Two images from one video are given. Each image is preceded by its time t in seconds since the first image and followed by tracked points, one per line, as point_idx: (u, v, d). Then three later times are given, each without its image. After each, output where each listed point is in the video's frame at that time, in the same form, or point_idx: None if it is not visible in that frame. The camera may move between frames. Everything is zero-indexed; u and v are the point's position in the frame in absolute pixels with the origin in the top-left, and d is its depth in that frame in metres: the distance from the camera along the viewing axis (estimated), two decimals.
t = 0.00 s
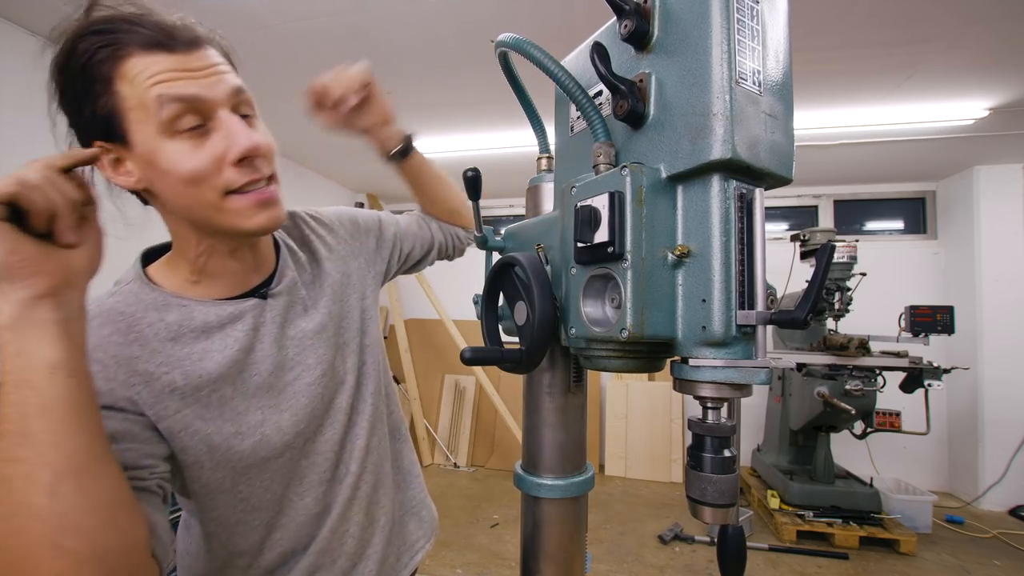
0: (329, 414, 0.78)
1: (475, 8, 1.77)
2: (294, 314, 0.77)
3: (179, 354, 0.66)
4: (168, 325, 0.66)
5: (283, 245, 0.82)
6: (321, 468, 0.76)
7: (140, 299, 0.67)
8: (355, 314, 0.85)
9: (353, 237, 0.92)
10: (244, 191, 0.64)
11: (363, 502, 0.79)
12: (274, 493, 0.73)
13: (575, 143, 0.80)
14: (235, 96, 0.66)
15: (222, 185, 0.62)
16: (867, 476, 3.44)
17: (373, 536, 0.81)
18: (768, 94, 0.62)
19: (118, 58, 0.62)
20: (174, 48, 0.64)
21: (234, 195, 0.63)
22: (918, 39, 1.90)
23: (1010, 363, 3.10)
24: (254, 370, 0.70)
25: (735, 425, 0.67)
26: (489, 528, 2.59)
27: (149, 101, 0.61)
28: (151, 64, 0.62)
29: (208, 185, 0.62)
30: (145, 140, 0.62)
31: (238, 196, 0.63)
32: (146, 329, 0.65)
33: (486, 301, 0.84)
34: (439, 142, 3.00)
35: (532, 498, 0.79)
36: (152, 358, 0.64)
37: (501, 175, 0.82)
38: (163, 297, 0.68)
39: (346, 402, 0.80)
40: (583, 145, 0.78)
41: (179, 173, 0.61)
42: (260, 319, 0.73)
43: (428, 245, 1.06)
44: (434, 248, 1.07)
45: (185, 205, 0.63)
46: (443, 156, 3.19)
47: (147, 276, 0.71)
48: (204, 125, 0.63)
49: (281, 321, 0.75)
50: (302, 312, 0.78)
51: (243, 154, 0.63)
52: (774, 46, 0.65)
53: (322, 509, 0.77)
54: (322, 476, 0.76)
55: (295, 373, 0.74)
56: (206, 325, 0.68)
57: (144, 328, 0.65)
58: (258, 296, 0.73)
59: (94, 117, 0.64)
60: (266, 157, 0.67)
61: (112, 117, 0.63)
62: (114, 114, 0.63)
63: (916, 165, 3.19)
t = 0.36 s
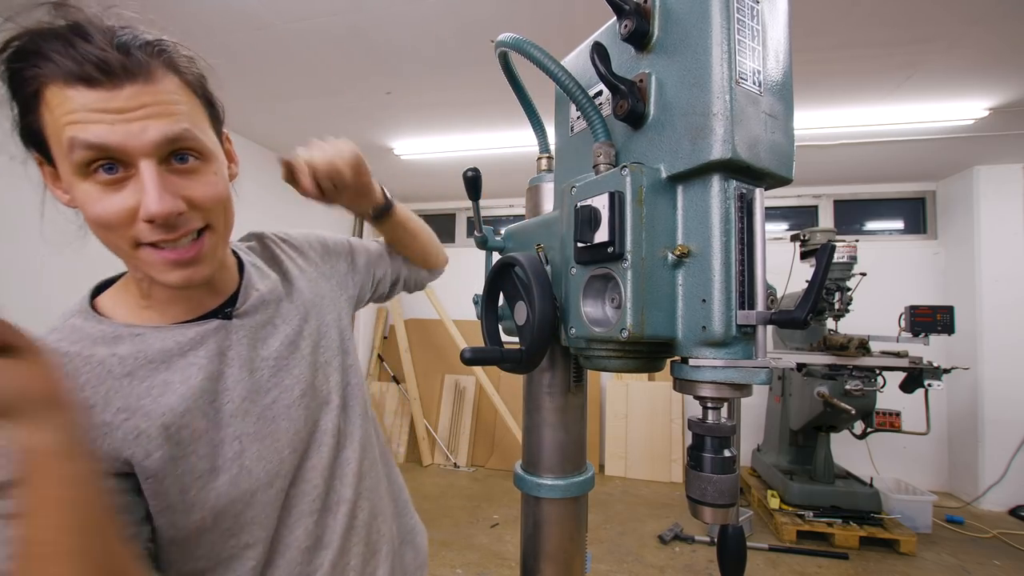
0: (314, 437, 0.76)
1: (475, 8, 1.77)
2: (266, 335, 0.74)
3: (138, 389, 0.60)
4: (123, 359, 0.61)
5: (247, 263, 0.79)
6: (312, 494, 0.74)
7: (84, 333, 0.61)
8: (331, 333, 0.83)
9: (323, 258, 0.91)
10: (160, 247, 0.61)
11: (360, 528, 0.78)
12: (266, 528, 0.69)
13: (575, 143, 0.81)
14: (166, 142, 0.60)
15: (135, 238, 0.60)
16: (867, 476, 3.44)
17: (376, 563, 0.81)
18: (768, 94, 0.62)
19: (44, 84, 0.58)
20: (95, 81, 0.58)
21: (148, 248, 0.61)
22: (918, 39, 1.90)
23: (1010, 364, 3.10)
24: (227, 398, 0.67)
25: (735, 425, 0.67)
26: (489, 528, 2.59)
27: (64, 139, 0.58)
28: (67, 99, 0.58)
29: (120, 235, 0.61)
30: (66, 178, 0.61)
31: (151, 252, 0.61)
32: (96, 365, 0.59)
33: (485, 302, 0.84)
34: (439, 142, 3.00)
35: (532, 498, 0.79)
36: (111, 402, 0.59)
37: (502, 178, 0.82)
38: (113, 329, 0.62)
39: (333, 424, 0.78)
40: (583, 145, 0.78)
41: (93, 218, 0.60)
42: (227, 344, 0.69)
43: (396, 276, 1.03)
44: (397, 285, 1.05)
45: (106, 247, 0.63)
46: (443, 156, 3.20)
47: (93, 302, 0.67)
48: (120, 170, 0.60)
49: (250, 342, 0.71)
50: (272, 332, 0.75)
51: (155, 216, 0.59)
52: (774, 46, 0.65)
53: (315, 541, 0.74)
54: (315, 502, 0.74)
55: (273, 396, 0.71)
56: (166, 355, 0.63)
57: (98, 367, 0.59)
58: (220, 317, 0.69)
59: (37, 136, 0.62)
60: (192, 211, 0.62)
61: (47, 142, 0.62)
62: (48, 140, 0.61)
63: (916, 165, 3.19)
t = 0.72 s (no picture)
0: (322, 451, 0.78)
1: (475, 8, 1.77)
2: (279, 337, 0.74)
3: (162, 399, 0.57)
4: (145, 361, 0.57)
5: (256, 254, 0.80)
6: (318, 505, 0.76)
7: (93, 322, 0.55)
8: (331, 344, 0.85)
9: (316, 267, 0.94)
10: (205, 219, 0.57)
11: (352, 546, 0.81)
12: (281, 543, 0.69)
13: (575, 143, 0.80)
14: (222, 93, 0.56)
15: (177, 205, 0.55)
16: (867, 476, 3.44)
17: None
18: (768, 94, 0.62)
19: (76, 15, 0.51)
20: (150, 17, 0.52)
21: (192, 222, 0.56)
22: (918, 39, 1.90)
23: (1010, 364, 3.10)
24: (249, 407, 0.66)
25: (735, 425, 0.67)
26: (489, 528, 2.59)
27: (99, 84, 0.51)
28: (115, 34, 0.51)
29: (159, 203, 0.54)
30: (89, 128, 0.53)
31: (196, 224, 0.56)
32: (116, 369, 0.55)
33: (486, 302, 0.84)
34: (438, 142, 3.00)
35: (532, 498, 0.79)
36: (134, 414, 0.56)
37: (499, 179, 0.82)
38: (127, 320, 0.57)
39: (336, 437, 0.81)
40: (583, 145, 0.78)
41: (125, 178, 0.53)
42: (246, 347, 0.68)
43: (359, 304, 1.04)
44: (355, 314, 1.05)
45: (130, 215, 0.56)
46: (443, 156, 3.20)
47: (88, 287, 0.60)
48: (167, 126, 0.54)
49: (267, 346, 0.71)
50: (283, 337, 0.75)
51: (209, 178, 0.54)
52: (774, 46, 0.65)
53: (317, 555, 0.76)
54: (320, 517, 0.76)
55: (290, 406, 0.72)
56: (192, 359, 0.60)
57: (116, 370, 0.55)
58: (245, 315, 0.69)
59: (45, 77, 0.54)
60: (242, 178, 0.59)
61: (64, 87, 0.54)
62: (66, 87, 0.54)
63: (916, 165, 3.19)
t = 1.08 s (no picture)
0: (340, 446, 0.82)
1: (475, 8, 1.77)
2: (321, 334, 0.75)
3: (243, 397, 0.58)
4: (230, 355, 0.56)
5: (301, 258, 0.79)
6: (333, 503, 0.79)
7: (189, 314, 0.53)
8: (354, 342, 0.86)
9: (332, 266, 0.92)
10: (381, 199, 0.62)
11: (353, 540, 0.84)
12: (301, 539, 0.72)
13: (575, 142, 0.81)
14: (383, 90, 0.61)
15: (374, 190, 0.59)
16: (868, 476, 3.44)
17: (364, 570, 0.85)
18: (768, 94, 0.62)
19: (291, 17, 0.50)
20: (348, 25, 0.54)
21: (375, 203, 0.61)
22: (917, 39, 1.90)
23: (1010, 364, 3.10)
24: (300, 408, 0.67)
25: (735, 425, 0.67)
26: (489, 528, 2.59)
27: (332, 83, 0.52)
28: (335, 38, 0.52)
29: (359, 191, 0.57)
30: (310, 124, 0.52)
31: (378, 203, 0.61)
32: (208, 363, 0.54)
33: (487, 301, 0.84)
34: (438, 142, 3.00)
35: (532, 498, 0.79)
36: (222, 411, 0.56)
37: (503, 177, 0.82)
38: (214, 313, 0.55)
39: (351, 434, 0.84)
40: (583, 145, 0.78)
41: (342, 172, 0.55)
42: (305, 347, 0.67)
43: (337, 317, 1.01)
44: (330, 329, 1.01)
45: (320, 204, 0.56)
46: (442, 156, 3.20)
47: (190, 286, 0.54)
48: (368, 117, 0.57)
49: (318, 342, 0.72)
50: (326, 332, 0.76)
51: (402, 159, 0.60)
52: (774, 46, 0.65)
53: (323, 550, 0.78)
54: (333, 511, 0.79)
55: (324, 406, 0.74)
56: (269, 358, 0.60)
57: (208, 364, 0.54)
58: (309, 314, 0.68)
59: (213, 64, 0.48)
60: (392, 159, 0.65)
61: (251, 76, 0.50)
62: (258, 76, 0.50)
63: (916, 165, 3.19)
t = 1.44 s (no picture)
0: (330, 437, 0.81)
1: (475, 8, 1.77)
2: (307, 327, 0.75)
3: (229, 387, 0.59)
4: (214, 352, 0.58)
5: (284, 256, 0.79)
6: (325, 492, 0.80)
7: (168, 313, 0.55)
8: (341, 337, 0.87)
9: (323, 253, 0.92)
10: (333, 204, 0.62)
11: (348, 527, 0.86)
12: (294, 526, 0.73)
13: (575, 142, 0.80)
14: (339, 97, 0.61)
15: (322, 198, 0.59)
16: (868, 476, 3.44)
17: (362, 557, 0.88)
18: (768, 94, 0.62)
19: (232, 23, 0.51)
20: (299, 33, 0.55)
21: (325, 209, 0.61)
22: (917, 39, 1.90)
23: (1010, 364, 3.10)
24: (287, 397, 0.68)
25: (735, 425, 0.67)
26: (489, 528, 2.59)
27: (269, 88, 0.53)
28: (282, 45, 0.53)
29: (306, 194, 0.58)
30: (246, 129, 0.53)
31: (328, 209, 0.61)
32: (191, 359, 0.56)
33: (486, 301, 0.84)
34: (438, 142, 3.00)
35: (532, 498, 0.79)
36: (210, 401, 0.57)
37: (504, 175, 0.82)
38: (191, 313, 0.56)
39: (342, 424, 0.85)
40: (583, 145, 0.78)
41: (278, 176, 0.55)
42: (287, 339, 0.68)
43: (370, 293, 1.06)
44: (369, 304, 1.07)
45: (266, 206, 0.57)
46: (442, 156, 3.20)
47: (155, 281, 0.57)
48: (316, 125, 0.57)
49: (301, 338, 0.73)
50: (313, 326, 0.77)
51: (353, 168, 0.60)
52: (774, 46, 0.65)
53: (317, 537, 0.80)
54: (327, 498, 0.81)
55: (312, 397, 0.75)
56: (250, 351, 0.61)
57: (191, 362, 0.55)
58: (284, 309, 0.68)
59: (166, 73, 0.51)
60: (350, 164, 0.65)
61: (194, 83, 0.51)
62: (200, 81, 0.51)
63: (916, 165, 3.19)
